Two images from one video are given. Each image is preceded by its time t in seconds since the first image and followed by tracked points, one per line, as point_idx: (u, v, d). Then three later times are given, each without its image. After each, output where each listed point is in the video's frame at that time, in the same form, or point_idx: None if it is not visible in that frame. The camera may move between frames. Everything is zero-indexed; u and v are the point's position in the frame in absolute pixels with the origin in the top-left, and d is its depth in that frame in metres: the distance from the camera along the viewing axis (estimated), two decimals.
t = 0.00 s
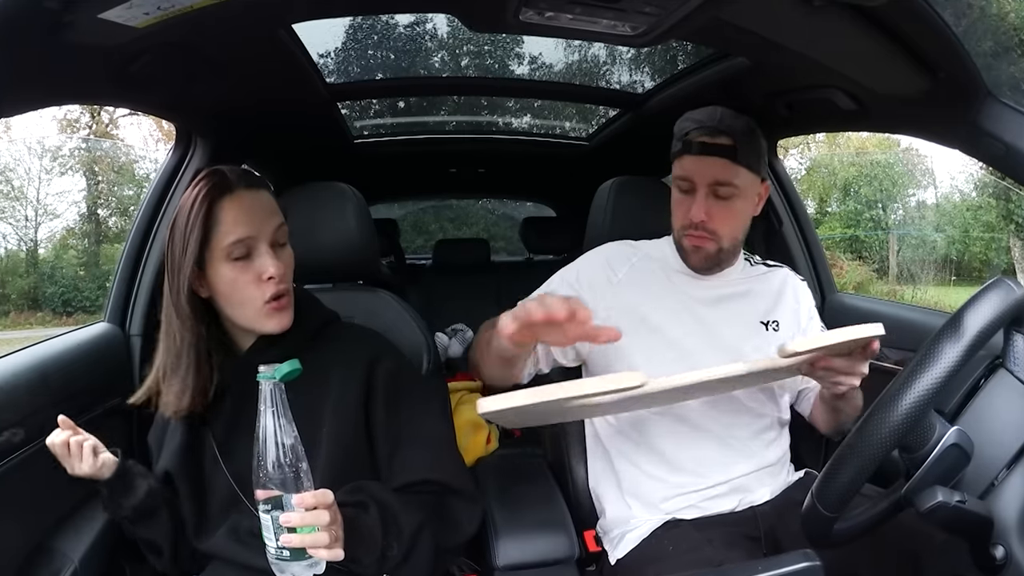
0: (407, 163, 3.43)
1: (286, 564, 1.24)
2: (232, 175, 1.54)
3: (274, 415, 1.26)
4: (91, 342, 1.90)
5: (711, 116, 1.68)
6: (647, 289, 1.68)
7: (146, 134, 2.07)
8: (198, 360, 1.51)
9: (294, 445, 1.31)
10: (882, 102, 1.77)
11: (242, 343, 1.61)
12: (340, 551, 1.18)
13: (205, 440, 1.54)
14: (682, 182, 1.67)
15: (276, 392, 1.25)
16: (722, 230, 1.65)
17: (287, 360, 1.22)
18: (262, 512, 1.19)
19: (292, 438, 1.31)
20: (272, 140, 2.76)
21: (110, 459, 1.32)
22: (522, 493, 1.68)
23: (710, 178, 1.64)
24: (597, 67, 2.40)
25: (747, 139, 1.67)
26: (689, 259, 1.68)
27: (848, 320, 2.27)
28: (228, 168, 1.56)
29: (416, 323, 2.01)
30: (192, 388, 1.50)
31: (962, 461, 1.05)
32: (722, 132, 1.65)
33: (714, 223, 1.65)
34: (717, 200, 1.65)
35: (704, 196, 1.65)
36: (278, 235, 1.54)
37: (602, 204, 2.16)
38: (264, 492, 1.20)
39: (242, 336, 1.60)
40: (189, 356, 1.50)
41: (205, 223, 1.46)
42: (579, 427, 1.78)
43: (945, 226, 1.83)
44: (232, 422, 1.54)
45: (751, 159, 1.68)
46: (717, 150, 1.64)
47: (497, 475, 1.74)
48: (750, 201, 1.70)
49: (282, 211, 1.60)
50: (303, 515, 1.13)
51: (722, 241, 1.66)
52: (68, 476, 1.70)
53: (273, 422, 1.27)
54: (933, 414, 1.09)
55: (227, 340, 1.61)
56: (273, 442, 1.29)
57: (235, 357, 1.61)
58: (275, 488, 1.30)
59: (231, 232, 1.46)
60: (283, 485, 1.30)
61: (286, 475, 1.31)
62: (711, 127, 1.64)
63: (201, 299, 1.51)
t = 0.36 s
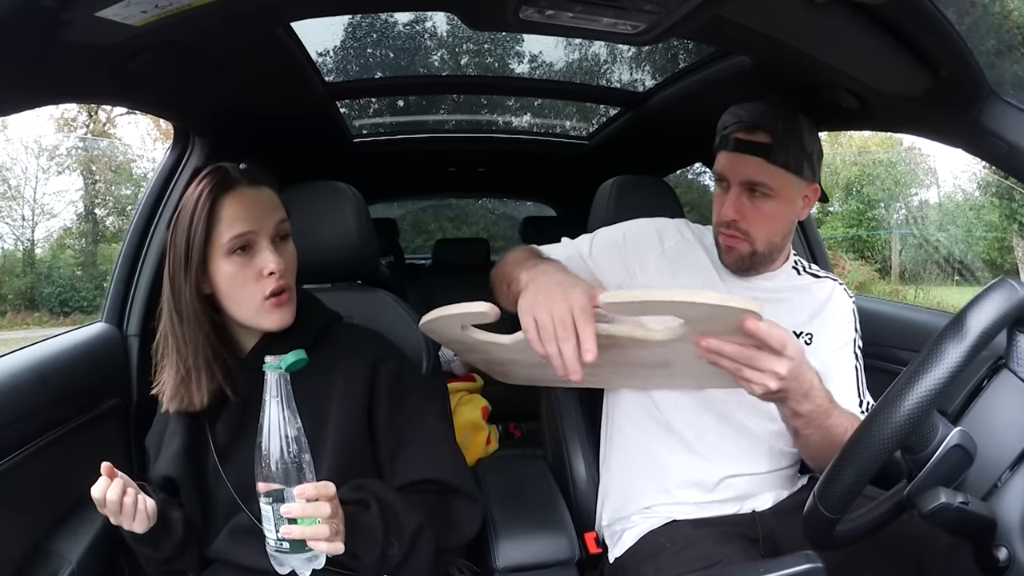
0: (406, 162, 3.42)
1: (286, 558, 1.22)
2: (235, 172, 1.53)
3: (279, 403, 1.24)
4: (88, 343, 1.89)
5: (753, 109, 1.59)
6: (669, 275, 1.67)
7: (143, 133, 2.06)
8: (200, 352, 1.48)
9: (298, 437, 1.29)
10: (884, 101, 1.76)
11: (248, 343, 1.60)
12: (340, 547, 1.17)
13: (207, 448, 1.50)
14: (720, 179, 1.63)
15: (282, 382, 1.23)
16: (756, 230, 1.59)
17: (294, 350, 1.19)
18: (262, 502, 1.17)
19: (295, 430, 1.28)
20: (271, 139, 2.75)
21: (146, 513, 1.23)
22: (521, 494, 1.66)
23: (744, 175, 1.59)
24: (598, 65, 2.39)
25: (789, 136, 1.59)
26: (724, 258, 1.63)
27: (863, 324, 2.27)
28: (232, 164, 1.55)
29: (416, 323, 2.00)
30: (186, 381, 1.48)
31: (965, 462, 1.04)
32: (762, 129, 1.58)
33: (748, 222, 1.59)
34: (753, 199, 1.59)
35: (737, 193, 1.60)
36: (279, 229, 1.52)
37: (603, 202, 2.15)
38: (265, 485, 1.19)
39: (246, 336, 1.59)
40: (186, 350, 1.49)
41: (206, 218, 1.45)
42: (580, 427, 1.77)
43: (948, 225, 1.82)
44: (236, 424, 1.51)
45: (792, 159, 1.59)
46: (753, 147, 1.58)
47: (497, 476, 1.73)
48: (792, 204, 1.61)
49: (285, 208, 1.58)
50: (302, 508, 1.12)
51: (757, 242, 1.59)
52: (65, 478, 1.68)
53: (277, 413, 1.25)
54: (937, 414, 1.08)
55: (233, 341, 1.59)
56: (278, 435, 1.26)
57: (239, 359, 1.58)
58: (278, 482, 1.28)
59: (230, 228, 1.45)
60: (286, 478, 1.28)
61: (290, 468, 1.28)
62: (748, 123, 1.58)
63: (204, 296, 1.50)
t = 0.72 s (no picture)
0: (405, 161, 3.41)
1: (284, 559, 1.21)
2: (237, 169, 1.52)
3: (276, 402, 1.23)
4: (86, 343, 1.88)
5: (757, 107, 1.54)
6: (668, 274, 1.70)
7: (141, 132, 2.04)
8: (195, 348, 1.48)
9: (294, 436, 1.28)
10: (887, 100, 1.74)
11: (245, 344, 1.59)
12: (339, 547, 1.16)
13: (206, 453, 1.49)
14: (722, 179, 1.61)
15: (278, 381, 1.22)
16: (756, 233, 1.57)
17: (290, 350, 1.19)
18: (260, 502, 1.17)
19: (293, 429, 1.28)
20: (270, 138, 2.74)
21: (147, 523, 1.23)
22: (521, 495, 1.65)
23: (745, 176, 1.55)
24: (598, 64, 2.38)
25: (795, 136, 1.53)
26: (723, 259, 1.63)
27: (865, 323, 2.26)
28: (234, 162, 1.55)
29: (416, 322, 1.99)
30: (180, 376, 1.49)
31: (967, 464, 1.03)
32: (765, 128, 1.53)
33: (748, 225, 1.57)
34: (754, 201, 1.56)
35: (738, 195, 1.58)
36: (279, 228, 1.51)
37: (604, 200, 2.14)
38: (262, 486, 1.19)
39: (242, 335, 1.58)
40: (182, 345, 1.49)
41: (206, 216, 1.44)
42: (581, 426, 1.76)
43: (950, 225, 1.82)
44: (235, 427, 1.50)
45: (797, 160, 1.54)
46: (755, 148, 1.53)
47: (497, 477, 1.72)
48: (795, 206, 1.56)
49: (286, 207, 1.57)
50: (299, 508, 1.11)
51: (756, 245, 1.57)
52: (63, 479, 1.67)
53: (274, 414, 1.24)
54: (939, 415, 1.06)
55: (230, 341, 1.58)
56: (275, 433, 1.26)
57: (234, 362, 1.57)
58: (275, 481, 1.27)
59: (230, 226, 1.44)
60: (283, 479, 1.27)
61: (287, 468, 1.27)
62: (751, 122, 1.54)
63: (201, 293, 1.49)
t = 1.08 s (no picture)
0: (405, 161, 3.40)
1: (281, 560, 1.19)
2: (238, 167, 1.51)
3: (272, 401, 1.23)
4: (83, 343, 1.86)
5: (742, 108, 1.52)
6: (664, 281, 1.67)
7: (139, 131, 2.03)
8: (194, 347, 1.47)
9: (292, 439, 1.28)
10: (890, 98, 1.73)
11: (243, 343, 1.58)
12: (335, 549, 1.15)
13: (203, 456, 1.47)
14: (709, 184, 1.59)
15: (274, 382, 1.21)
16: (748, 236, 1.55)
17: (286, 351, 1.17)
18: (256, 504, 1.16)
19: (289, 431, 1.27)
20: (269, 137, 2.73)
21: (156, 547, 1.22)
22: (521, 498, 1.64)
23: (734, 181, 1.53)
24: (599, 63, 2.37)
25: (781, 136, 1.51)
26: (716, 264, 1.60)
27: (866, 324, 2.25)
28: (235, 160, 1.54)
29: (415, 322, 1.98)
30: (179, 374, 1.47)
31: (971, 465, 1.02)
32: (751, 130, 1.50)
33: (740, 229, 1.55)
34: (744, 204, 1.54)
35: (727, 199, 1.55)
36: (279, 228, 1.50)
37: (605, 199, 2.12)
38: (259, 486, 1.18)
39: (242, 336, 1.57)
40: (180, 345, 1.48)
41: (205, 216, 1.43)
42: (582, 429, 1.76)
43: (953, 225, 1.81)
44: (233, 429, 1.49)
45: (785, 159, 1.52)
46: (743, 151, 1.51)
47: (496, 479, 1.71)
48: (784, 206, 1.55)
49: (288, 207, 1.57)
50: (296, 509, 1.10)
51: (750, 247, 1.55)
52: (60, 480, 1.66)
53: (271, 415, 1.24)
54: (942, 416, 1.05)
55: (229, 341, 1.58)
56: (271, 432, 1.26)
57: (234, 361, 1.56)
58: (272, 482, 1.27)
59: (230, 225, 1.43)
60: (280, 480, 1.27)
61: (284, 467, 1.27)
62: (736, 125, 1.52)
63: (201, 291, 1.48)
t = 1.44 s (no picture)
0: (404, 160, 3.39)
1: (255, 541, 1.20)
2: (229, 172, 1.49)
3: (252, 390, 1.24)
4: (81, 344, 1.85)
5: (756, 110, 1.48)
6: (671, 280, 1.65)
7: (136, 130, 2.02)
8: (183, 355, 1.45)
9: (272, 425, 1.29)
10: (893, 98, 1.72)
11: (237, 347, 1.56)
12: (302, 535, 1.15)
13: (202, 455, 1.47)
14: (720, 185, 1.55)
15: (255, 370, 1.22)
16: (757, 240, 1.52)
17: (261, 340, 1.15)
18: (236, 482, 1.15)
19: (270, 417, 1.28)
20: (267, 136, 2.72)
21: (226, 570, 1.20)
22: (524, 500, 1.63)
23: (746, 184, 1.50)
24: (599, 61, 2.36)
25: (795, 140, 1.48)
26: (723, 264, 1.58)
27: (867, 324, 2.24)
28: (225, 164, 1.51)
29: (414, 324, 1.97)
30: (170, 381, 1.45)
31: (974, 466, 1.01)
32: (765, 133, 1.47)
33: (749, 232, 1.52)
34: (755, 208, 1.51)
35: (738, 202, 1.52)
36: (270, 236, 1.47)
37: (606, 198, 2.11)
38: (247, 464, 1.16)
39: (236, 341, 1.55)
40: (171, 351, 1.46)
41: (193, 221, 1.42)
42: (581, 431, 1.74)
43: (956, 224, 1.80)
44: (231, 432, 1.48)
45: (798, 164, 1.49)
46: (757, 154, 1.47)
47: (496, 480, 1.70)
48: (794, 211, 1.52)
49: (281, 214, 1.54)
50: (263, 492, 1.10)
51: (758, 251, 1.53)
52: (58, 481, 1.65)
53: (251, 401, 1.25)
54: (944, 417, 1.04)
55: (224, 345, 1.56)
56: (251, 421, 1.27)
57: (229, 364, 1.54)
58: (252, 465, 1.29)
59: (218, 234, 1.42)
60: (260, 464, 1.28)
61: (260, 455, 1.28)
62: (750, 127, 1.48)
63: (192, 298, 1.47)
